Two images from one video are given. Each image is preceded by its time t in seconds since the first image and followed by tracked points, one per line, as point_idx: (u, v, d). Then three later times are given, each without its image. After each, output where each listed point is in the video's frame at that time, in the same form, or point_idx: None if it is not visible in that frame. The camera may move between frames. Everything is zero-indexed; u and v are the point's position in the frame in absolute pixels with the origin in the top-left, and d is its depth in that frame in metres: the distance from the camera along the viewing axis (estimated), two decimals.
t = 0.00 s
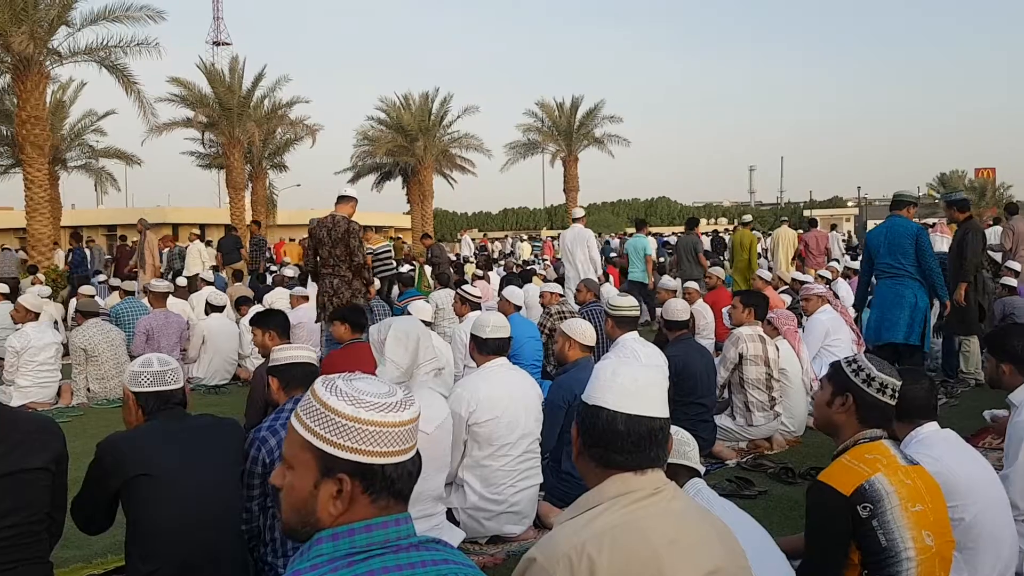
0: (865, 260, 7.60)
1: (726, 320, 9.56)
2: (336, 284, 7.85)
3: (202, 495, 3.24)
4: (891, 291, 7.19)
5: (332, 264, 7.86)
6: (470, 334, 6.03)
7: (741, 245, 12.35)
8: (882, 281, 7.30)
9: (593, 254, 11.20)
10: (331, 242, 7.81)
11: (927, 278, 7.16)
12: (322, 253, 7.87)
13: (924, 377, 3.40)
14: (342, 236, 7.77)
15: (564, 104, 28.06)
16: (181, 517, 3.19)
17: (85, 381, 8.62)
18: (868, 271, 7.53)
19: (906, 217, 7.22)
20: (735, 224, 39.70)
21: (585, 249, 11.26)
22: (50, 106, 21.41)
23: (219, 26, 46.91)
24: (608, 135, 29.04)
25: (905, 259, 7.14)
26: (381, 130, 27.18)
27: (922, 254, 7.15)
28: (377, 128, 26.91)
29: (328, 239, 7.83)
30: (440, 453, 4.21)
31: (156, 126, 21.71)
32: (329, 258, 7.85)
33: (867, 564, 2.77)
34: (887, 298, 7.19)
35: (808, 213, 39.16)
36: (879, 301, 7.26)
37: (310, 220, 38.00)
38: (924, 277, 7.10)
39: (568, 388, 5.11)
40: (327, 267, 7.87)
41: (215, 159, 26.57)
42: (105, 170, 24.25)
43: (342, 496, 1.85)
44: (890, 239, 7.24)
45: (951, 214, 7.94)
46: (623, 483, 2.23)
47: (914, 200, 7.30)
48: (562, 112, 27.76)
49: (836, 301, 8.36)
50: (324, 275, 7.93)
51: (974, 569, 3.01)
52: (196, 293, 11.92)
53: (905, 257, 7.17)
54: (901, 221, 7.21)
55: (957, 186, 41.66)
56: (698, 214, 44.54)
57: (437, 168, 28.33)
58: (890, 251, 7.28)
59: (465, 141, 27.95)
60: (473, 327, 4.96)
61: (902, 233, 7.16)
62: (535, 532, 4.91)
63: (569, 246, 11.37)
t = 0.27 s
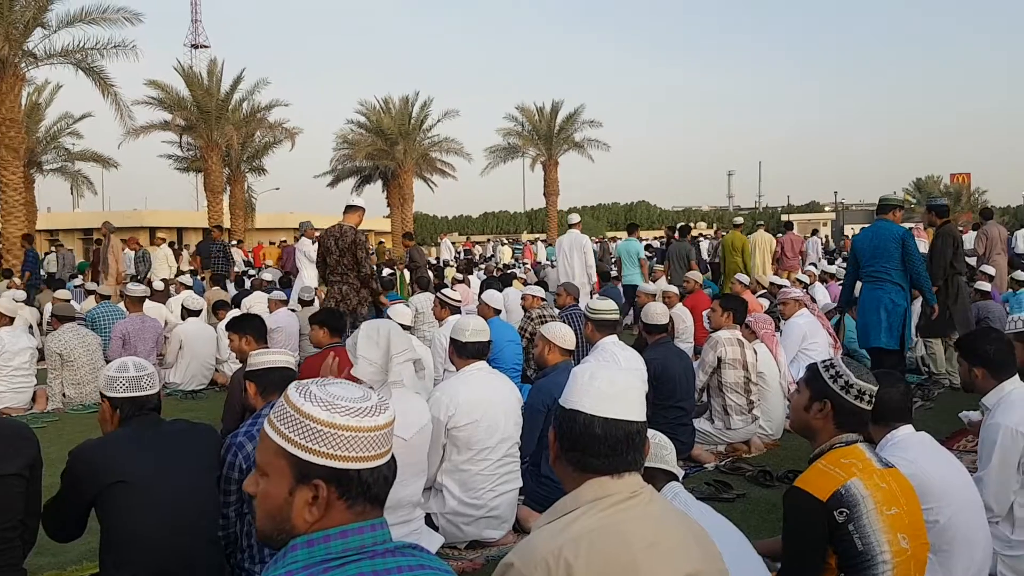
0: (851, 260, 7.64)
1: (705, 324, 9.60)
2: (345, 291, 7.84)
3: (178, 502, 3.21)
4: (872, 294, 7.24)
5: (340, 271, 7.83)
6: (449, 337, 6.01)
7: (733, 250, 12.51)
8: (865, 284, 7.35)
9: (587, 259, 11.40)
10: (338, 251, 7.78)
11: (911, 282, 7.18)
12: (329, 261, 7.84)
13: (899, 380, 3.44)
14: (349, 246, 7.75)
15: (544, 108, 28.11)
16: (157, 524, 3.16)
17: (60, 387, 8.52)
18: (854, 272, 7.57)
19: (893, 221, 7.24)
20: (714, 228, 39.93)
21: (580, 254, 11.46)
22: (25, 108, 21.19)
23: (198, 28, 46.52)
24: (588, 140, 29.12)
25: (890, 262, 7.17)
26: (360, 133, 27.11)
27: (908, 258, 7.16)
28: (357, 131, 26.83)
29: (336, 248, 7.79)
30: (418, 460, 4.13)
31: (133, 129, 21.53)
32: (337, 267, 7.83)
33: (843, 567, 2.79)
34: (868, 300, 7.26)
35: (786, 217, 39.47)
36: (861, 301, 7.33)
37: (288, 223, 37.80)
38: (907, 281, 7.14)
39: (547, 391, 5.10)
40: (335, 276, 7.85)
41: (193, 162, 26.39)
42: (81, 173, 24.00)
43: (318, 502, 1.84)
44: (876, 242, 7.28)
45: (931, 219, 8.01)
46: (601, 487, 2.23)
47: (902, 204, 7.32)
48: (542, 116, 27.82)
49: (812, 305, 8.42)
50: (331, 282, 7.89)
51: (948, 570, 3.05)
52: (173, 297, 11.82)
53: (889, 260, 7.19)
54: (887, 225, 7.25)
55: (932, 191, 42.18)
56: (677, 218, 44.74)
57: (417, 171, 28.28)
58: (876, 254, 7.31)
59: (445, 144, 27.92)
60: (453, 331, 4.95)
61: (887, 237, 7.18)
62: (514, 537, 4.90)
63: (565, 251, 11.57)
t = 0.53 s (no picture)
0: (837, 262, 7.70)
1: (684, 326, 9.65)
2: (353, 284, 8.39)
3: (155, 506, 3.18)
4: (852, 296, 7.32)
5: (349, 265, 8.36)
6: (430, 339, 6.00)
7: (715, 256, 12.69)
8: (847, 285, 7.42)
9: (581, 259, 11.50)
10: (350, 246, 8.35)
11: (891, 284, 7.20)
12: (340, 254, 8.34)
13: (876, 382, 3.47)
14: (361, 241, 8.37)
15: (525, 110, 28.15)
16: (133, 529, 3.13)
17: (36, 390, 8.42)
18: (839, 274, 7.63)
19: (874, 224, 7.26)
20: (693, 229, 40.14)
21: (575, 254, 11.56)
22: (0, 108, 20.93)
23: (176, 28, 46.13)
24: (569, 142, 29.18)
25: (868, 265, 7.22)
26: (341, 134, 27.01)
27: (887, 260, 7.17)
28: (337, 132, 26.73)
29: (348, 243, 8.36)
30: (400, 462, 4.11)
31: (110, 129, 21.33)
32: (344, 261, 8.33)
33: (823, 567, 2.80)
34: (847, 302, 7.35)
35: (765, 219, 39.75)
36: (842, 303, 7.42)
37: (268, 224, 37.57)
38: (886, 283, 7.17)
39: (528, 394, 5.10)
40: (344, 268, 8.34)
41: (171, 163, 26.18)
42: (57, 173, 23.74)
43: (295, 508, 1.83)
44: (856, 245, 7.33)
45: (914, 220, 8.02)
46: (581, 489, 2.23)
47: (883, 206, 7.34)
48: (523, 118, 27.85)
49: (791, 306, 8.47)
50: (340, 275, 8.37)
51: (925, 570, 3.07)
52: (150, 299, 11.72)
53: (868, 262, 7.23)
54: (866, 227, 7.28)
55: (909, 193, 42.64)
56: (658, 220, 44.92)
57: (398, 173, 28.22)
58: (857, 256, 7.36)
59: (427, 146, 27.88)
60: (434, 333, 4.94)
61: (865, 239, 7.22)
62: (494, 538, 4.90)
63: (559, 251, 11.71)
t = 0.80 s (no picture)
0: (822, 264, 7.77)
1: (664, 326, 9.68)
2: (353, 287, 8.53)
3: (131, 509, 3.14)
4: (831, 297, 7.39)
5: (349, 269, 8.49)
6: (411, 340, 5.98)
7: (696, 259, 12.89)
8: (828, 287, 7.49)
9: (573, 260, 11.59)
10: (349, 249, 8.45)
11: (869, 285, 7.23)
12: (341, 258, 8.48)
13: (855, 381, 3.49)
14: (361, 245, 8.46)
15: (506, 110, 28.16)
16: (109, 533, 3.09)
17: (10, 392, 8.30)
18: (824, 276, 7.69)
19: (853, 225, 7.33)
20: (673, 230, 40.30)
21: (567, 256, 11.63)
22: None
23: (154, 27, 45.66)
24: (550, 142, 29.23)
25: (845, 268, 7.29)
26: (320, 134, 26.88)
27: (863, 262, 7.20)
28: (317, 131, 26.62)
29: (348, 247, 8.46)
30: (378, 463, 4.09)
31: (86, 129, 21.10)
32: (345, 264, 8.50)
33: (798, 566, 2.82)
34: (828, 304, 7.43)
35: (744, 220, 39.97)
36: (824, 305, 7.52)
37: (246, 225, 37.29)
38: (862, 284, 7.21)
39: (509, 394, 5.09)
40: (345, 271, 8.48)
41: (148, 162, 25.93)
42: (33, 173, 23.45)
43: (273, 510, 1.82)
44: (834, 248, 7.40)
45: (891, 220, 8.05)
46: (560, 489, 2.22)
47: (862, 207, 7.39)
48: (504, 118, 27.85)
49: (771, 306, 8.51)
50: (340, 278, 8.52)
51: (902, 569, 3.09)
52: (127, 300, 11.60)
53: (845, 264, 7.30)
54: (843, 230, 7.34)
55: (885, 195, 43.09)
56: (638, 221, 45.05)
57: (379, 173, 28.12)
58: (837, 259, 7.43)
59: (407, 146, 27.81)
60: (415, 334, 4.92)
61: (840, 242, 7.29)
62: (475, 540, 4.88)
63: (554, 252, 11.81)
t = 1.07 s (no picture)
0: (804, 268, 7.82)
1: (645, 330, 9.71)
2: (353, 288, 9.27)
3: (107, 517, 3.10)
4: (813, 301, 7.44)
5: (349, 270, 9.24)
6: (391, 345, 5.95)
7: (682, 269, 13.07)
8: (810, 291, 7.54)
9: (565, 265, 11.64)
10: (346, 251, 9.19)
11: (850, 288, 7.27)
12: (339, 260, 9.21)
13: (834, 386, 3.50)
14: (357, 246, 9.18)
15: (487, 115, 28.17)
16: (85, 541, 3.05)
17: None
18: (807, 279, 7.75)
19: (830, 229, 7.37)
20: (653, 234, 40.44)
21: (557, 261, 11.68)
22: None
23: (132, 30, 45.29)
24: (531, 147, 29.25)
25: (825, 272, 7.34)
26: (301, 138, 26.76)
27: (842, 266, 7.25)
28: (297, 135, 26.50)
29: (344, 248, 9.19)
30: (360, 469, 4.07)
31: (63, 132, 20.88)
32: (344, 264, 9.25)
33: (780, 569, 2.83)
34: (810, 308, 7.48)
35: (723, 224, 40.20)
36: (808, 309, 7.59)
37: (224, 229, 37.01)
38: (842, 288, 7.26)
39: (491, 399, 5.08)
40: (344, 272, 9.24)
41: (126, 166, 25.69)
42: (9, 176, 23.17)
43: (252, 518, 1.80)
44: (813, 253, 7.45)
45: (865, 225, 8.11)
46: (542, 495, 2.22)
47: (838, 211, 7.42)
48: (485, 123, 27.87)
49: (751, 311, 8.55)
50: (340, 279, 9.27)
51: (882, 572, 3.11)
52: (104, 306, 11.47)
53: (825, 269, 7.35)
54: (821, 235, 7.39)
55: (863, 201, 43.50)
56: (618, 225, 45.20)
57: (360, 177, 28.03)
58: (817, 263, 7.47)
59: (388, 150, 27.75)
60: (396, 338, 4.90)
61: (818, 247, 7.35)
62: (456, 545, 4.86)
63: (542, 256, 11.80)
